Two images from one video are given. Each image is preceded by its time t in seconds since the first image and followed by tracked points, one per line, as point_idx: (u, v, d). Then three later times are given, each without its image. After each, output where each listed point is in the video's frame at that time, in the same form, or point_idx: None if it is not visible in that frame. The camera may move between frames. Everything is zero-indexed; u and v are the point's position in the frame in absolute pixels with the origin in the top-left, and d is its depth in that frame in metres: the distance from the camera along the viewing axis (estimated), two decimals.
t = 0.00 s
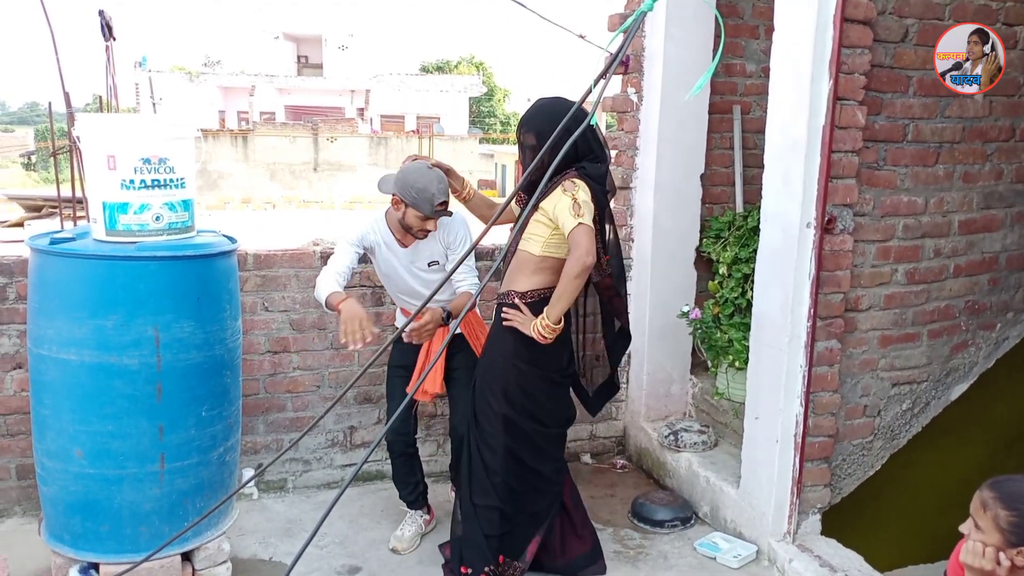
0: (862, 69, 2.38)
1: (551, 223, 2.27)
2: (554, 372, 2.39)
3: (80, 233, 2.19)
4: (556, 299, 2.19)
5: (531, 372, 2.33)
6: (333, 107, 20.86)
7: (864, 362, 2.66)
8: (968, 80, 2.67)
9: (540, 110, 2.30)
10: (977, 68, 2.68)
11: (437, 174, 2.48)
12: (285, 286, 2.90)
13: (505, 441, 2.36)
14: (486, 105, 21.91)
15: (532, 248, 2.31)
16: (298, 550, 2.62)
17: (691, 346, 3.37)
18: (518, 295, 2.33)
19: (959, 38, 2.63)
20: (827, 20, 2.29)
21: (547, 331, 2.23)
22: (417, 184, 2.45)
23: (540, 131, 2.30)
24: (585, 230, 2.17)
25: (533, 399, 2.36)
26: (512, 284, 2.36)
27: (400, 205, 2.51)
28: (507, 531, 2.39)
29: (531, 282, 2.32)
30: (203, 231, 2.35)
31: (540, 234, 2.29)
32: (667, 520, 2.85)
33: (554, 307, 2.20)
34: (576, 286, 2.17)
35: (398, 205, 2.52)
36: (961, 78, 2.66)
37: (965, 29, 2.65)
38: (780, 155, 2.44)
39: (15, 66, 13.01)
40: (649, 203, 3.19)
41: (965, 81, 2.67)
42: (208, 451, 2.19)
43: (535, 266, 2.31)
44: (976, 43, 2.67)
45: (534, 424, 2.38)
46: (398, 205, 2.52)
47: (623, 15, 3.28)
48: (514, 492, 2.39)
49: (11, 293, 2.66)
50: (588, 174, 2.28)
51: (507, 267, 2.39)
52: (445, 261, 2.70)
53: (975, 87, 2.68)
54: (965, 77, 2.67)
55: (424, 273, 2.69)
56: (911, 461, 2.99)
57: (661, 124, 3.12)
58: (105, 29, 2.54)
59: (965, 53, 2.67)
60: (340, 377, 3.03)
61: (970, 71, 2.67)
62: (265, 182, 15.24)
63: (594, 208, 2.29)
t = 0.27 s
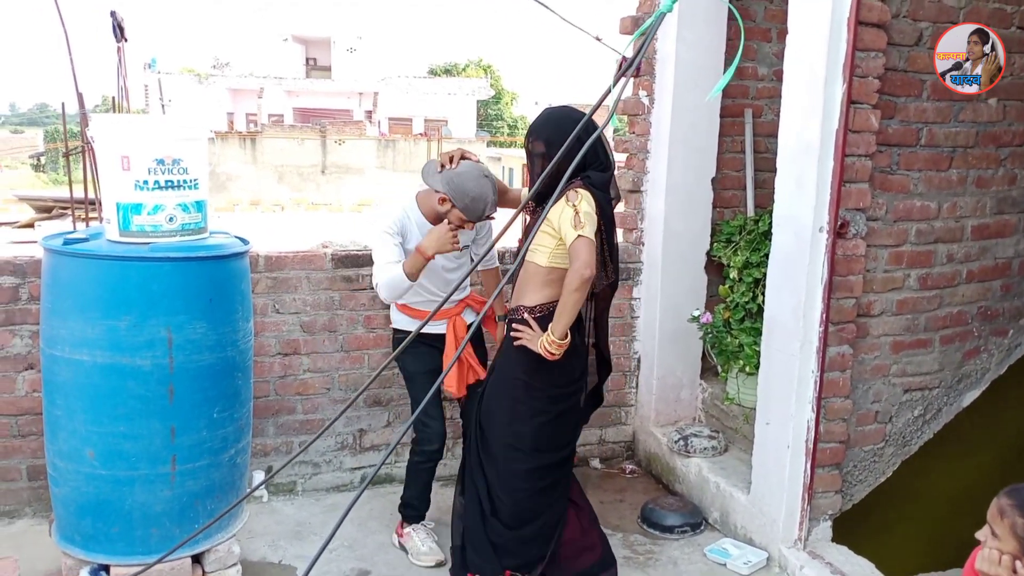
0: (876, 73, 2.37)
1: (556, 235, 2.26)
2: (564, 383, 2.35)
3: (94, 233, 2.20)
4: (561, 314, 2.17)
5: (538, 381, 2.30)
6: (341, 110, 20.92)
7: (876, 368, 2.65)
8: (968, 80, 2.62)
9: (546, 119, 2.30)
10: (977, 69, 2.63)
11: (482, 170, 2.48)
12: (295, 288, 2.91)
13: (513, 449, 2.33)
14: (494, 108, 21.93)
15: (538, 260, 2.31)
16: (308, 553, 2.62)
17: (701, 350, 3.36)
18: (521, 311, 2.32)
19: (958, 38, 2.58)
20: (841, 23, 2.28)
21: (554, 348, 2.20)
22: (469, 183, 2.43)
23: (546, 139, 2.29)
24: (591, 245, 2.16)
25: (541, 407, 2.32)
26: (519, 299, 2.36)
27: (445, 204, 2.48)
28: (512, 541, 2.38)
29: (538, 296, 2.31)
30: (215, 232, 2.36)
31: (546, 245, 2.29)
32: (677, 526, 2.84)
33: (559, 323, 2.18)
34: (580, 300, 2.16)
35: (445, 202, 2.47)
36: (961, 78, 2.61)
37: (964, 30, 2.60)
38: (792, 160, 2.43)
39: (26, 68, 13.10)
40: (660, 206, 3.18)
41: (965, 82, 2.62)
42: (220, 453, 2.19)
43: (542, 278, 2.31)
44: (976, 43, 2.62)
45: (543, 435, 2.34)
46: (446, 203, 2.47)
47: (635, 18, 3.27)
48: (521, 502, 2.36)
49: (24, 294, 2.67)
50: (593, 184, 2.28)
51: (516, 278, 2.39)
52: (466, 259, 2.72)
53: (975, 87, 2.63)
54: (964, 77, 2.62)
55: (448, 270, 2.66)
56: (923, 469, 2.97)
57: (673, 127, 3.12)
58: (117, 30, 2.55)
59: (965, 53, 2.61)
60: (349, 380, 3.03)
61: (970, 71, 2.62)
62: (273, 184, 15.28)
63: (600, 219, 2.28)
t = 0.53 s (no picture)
0: (865, 73, 2.39)
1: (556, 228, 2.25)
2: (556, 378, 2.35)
3: (85, 245, 2.18)
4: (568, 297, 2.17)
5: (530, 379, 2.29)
6: (326, 119, 20.89)
7: (870, 365, 2.66)
8: (969, 80, 2.68)
9: (546, 119, 2.29)
10: (977, 69, 2.70)
11: (471, 167, 2.45)
12: (288, 297, 2.89)
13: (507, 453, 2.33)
14: (479, 115, 21.95)
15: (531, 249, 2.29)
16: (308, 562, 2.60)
17: (695, 351, 3.37)
18: (520, 287, 2.29)
19: (959, 38, 2.64)
20: (829, 25, 2.30)
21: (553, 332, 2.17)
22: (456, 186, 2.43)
23: (547, 139, 2.29)
24: (597, 244, 2.16)
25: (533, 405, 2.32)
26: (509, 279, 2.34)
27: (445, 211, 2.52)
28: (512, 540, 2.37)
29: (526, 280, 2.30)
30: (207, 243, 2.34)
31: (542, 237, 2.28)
32: (675, 526, 2.84)
33: (562, 307, 2.17)
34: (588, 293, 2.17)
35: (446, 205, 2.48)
36: (962, 78, 2.67)
37: (964, 30, 2.66)
38: (784, 160, 2.45)
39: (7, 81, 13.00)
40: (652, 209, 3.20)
41: (965, 81, 2.68)
42: (217, 463, 2.18)
43: (533, 268, 2.29)
44: (976, 43, 2.68)
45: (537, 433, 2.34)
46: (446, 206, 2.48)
47: (623, 22, 3.29)
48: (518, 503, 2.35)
49: (14, 308, 2.65)
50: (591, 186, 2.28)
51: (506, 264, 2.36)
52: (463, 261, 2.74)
53: (976, 87, 2.69)
54: (964, 77, 2.68)
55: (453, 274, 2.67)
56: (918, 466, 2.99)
57: (662, 130, 3.13)
58: (101, 43, 2.54)
59: (964, 53, 2.68)
60: (344, 388, 3.01)
61: (970, 71, 2.69)
62: (258, 194, 15.22)
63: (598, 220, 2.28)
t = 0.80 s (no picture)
0: (855, 64, 2.41)
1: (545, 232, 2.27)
2: (558, 377, 2.37)
3: (82, 249, 2.18)
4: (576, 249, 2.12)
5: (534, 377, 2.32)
6: (313, 120, 20.83)
7: (866, 353, 2.69)
8: (968, 80, 2.74)
9: (543, 119, 2.30)
10: (977, 69, 2.75)
11: (468, 166, 2.49)
12: (285, 297, 2.89)
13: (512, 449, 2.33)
14: (466, 113, 21.93)
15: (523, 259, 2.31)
16: (311, 561, 2.61)
17: (691, 344, 3.38)
18: (518, 301, 2.32)
19: (959, 38, 2.69)
20: (820, 16, 2.32)
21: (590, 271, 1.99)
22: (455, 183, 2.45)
23: (541, 139, 2.29)
24: (580, 233, 2.17)
25: (537, 403, 2.33)
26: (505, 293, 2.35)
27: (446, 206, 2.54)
28: (519, 540, 2.37)
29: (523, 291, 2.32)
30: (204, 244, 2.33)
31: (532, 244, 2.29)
32: (676, 517, 2.86)
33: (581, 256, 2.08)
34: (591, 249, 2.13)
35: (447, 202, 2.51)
36: (961, 78, 2.73)
37: (964, 30, 2.71)
38: (777, 151, 2.47)
39: None
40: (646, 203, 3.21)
41: (965, 82, 2.74)
42: (219, 464, 2.17)
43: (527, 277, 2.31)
44: (976, 43, 2.73)
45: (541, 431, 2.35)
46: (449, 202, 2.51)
47: (613, 17, 3.30)
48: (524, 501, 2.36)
49: (10, 313, 2.63)
50: (582, 187, 2.29)
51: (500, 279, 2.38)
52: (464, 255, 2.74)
53: (975, 87, 2.75)
54: (964, 77, 2.74)
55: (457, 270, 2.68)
56: (913, 453, 3.02)
57: (654, 124, 3.14)
58: (89, 46, 2.53)
59: (965, 53, 2.73)
60: (343, 387, 3.01)
61: (969, 71, 2.74)
62: (247, 196, 15.16)
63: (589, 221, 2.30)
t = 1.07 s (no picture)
0: (869, 59, 2.40)
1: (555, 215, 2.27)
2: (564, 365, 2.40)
3: (100, 237, 2.20)
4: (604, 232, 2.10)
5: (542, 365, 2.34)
6: (324, 112, 20.86)
7: (877, 349, 2.68)
8: (968, 81, 2.70)
9: (549, 108, 2.29)
10: (977, 69, 2.71)
11: (481, 146, 2.53)
12: (299, 288, 2.91)
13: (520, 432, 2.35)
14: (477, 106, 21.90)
15: (533, 242, 2.29)
16: (323, 550, 2.63)
17: (702, 338, 3.38)
18: (537, 277, 2.33)
19: (959, 38, 2.66)
20: (835, 11, 2.31)
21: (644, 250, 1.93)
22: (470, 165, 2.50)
23: (548, 128, 2.28)
24: (597, 212, 2.17)
25: (544, 388, 2.36)
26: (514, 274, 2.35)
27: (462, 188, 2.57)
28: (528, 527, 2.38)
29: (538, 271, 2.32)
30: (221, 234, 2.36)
31: (542, 227, 2.29)
32: (685, 511, 2.87)
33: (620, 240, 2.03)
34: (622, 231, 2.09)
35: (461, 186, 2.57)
36: (961, 79, 2.68)
37: (965, 30, 2.67)
38: (791, 147, 2.46)
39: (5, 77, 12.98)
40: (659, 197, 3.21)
41: (965, 82, 2.69)
42: (234, 452, 2.20)
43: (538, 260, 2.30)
44: (976, 44, 2.69)
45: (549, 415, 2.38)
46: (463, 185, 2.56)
47: (627, 11, 3.29)
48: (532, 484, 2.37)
49: (28, 301, 2.67)
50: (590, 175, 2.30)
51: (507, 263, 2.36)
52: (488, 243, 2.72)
53: (975, 87, 2.71)
54: (964, 78, 2.69)
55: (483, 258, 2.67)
56: (923, 450, 3.02)
57: (668, 118, 3.14)
58: (105, 36, 2.56)
59: (965, 53, 2.69)
60: (356, 377, 3.03)
61: (969, 72, 2.70)
62: (258, 187, 15.22)
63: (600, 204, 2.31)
